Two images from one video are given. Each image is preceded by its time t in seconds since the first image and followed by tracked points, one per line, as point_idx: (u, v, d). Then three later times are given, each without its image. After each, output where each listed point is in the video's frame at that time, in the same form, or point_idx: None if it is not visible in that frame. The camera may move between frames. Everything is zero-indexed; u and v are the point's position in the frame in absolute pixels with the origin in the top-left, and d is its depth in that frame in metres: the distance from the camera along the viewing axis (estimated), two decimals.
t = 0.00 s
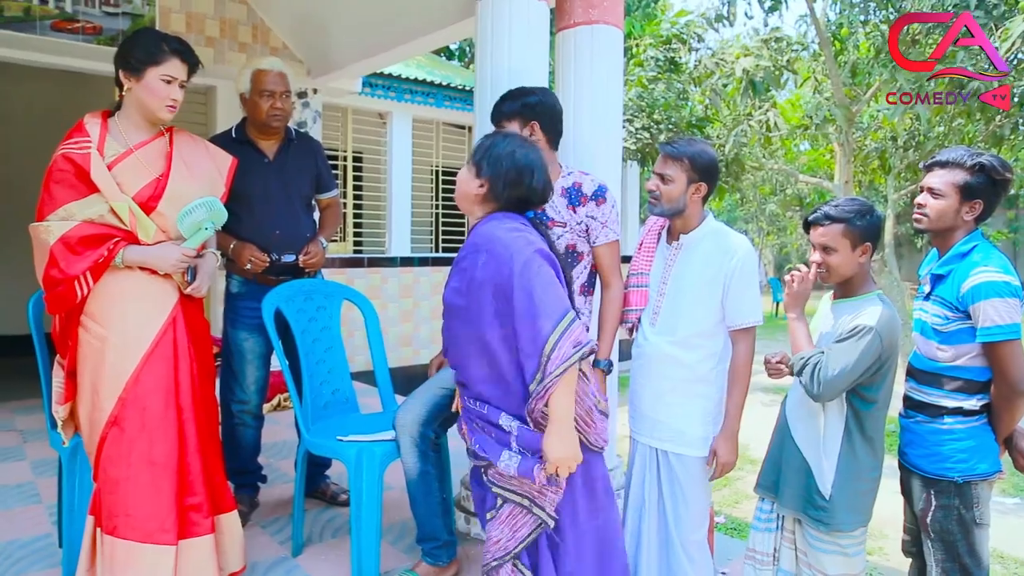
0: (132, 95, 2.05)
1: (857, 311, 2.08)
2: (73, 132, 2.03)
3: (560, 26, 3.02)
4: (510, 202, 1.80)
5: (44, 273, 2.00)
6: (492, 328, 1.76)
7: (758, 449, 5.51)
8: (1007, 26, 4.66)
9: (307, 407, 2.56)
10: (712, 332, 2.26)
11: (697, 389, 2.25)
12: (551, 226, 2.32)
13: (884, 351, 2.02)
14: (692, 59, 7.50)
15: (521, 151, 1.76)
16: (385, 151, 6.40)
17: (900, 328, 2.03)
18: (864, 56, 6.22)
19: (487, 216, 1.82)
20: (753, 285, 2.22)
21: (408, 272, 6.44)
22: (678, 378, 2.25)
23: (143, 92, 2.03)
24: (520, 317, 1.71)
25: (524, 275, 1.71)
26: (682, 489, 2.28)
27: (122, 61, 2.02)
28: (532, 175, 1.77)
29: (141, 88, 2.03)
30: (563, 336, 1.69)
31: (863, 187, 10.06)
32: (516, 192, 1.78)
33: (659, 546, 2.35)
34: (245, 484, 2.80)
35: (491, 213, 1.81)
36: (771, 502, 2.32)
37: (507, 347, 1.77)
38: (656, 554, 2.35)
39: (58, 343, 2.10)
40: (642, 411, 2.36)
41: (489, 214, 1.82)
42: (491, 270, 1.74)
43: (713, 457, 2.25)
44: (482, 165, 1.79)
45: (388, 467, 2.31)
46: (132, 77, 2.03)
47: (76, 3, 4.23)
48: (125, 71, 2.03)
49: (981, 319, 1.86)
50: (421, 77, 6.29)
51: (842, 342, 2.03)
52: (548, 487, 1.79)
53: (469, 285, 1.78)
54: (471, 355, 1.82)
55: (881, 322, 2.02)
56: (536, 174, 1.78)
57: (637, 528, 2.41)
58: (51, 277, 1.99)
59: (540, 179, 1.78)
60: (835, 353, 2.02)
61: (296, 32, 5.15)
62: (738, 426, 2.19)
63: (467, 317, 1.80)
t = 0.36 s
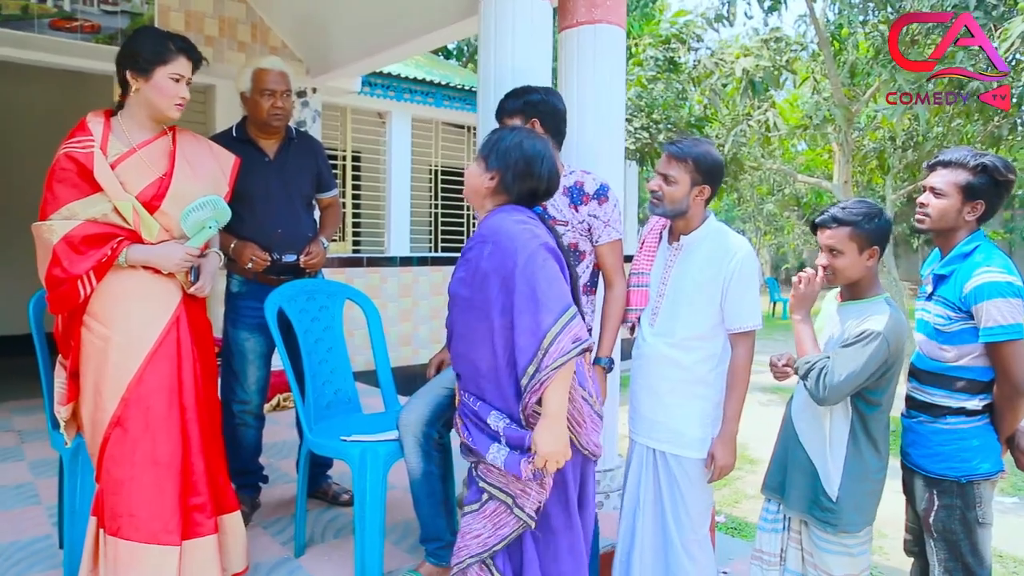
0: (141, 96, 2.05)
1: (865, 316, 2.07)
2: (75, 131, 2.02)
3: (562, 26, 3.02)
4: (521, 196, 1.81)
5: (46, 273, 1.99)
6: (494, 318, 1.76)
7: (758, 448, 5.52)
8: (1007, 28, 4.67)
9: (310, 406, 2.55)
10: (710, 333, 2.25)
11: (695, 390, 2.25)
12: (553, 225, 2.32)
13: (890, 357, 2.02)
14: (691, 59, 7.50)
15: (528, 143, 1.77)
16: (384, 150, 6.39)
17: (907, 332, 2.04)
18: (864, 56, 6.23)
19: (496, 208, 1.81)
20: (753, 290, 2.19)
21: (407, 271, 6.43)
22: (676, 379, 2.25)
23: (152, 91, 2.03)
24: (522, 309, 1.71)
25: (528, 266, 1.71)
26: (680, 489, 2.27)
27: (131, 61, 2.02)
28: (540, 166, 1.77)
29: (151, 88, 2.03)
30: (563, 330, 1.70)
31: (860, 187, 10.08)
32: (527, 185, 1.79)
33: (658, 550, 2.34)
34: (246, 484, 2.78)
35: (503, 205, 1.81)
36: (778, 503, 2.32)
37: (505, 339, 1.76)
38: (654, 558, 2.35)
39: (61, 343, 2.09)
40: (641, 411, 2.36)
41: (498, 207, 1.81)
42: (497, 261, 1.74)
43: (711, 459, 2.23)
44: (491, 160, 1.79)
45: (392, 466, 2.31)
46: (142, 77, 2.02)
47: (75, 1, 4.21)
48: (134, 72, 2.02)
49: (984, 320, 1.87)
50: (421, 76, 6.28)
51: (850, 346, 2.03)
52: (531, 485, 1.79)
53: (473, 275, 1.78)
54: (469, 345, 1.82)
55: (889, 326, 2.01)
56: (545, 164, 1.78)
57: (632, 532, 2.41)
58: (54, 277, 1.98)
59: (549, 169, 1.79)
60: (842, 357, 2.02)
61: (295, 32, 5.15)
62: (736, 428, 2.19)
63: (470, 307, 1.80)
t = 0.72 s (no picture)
0: (161, 96, 2.05)
1: (868, 325, 2.09)
2: (73, 128, 1.98)
3: (561, 26, 3.02)
4: (521, 196, 1.79)
5: (43, 272, 1.96)
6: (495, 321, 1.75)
7: (750, 447, 5.55)
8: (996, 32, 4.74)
9: (309, 406, 2.54)
10: (705, 337, 2.14)
11: (691, 393, 2.16)
12: (554, 224, 2.32)
13: (890, 364, 2.03)
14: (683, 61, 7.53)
15: (527, 143, 1.75)
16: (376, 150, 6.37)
17: (907, 343, 2.05)
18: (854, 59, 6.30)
19: (497, 210, 1.80)
20: (749, 289, 2.07)
21: (399, 272, 6.40)
22: (671, 381, 2.17)
23: (173, 89, 2.06)
24: (522, 309, 1.70)
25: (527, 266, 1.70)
26: (677, 495, 2.20)
27: (141, 61, 2.00)
28: (540, 166, 1.75)
29: (172, 87, 2.06)
30: (564, 330, 1.69)
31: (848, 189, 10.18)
32: (527, 185, 1.77)
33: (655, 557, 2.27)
34: (242, 486, 2.75)
35: (502, 206, 1.80)
36: (777, 504, 2.32)
37: (507, 342, 1.76)
38: (650, 564, 2.27)
39: (57, 345, 2.06)
40: (637, 413, 2.28)
41: (498, 208, 1.80)
42: (497, 263, 1.74)
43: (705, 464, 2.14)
44: (489, 161, 1.77)
45: (393, 467, 2.30)
46: (162, 75, 2.03)
47: None
48: (152, 70, 2.01)
49: (981, 322, 1.87)
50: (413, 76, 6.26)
51: (850, 351, 2.04)
52: (530, 489, 1.78)
53: (474, 278, 1.77)
54: (471, 347, 1.81)
55: (891, 336, 2.03)
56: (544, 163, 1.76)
57: (626, 537, 2.33)
58: (52, 276, 1.95)
59: (548, 168, 1.77)
60: (842, 363, 2.03)
61: (293, 32, 5.12)
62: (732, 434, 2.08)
63: (470, 309, 1.79)
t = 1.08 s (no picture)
0: (162, 91, 2.03)
1: (881, 336, 2.08)
2: (80, 123, 1.95)
3: (568, 26, 3.01)
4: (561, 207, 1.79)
5: (53, 272, 1.94)
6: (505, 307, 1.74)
7: (750, 447, 5.56)
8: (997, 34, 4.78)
9: (318, 407, 2.53)
10: (719, 337, 2.11)
11: (702, 394, 2.13)
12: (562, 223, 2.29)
13: (899, 372, 2.04)
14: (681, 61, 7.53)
15: (594, 166, 1.78)
16: (376, 149, 6.35)
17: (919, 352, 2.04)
18: (853, 60, 6.33)
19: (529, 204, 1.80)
20: (761, 288, 2.05)
21: (398, 271, 6.40)
22: (682, 380, 2.14)
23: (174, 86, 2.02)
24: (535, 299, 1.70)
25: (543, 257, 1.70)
26: (688, 496, 2.16)
27: (147, 56, 1.98)
28: (597, 194, 1.79)
29: (175, 83, 2.03)
30: (576, 327, 1.67)
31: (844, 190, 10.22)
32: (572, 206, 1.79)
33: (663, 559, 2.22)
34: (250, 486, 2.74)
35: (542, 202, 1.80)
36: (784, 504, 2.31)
37: (515, 333, 1.74)
38: (659, 565, 2.22)
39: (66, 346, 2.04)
40: (646, 415, 2.24)
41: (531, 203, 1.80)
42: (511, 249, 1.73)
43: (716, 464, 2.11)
44: (552, 161, 1.78)
45: (404, 468, 2.29)
46: (163, 70, 2.00)
47: None
48: (154, 66, 1.99)
49: (994, 323, 1.88)
50: (413, 75, 6.25)
51: (862, 361, 2.04)
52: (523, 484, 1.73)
53: (487, 261, 1.76)
54: (478, 336, 1.79)
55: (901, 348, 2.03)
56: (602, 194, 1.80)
57: (634, 539, 2.28)
58: (62, 275, 1.92)
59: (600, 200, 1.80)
60: (854, 373, 2.03)
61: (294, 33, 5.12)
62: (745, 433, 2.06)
63: (481, 292, 1.78)
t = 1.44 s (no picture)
0: (161, 87, 1.99)
1: (884, 337, 2.10)
2: (87, 123, 1.93)
3: (572, 26, 3.00)
4: (506, 224, 1.68)
5: (61, 272, 1.92)
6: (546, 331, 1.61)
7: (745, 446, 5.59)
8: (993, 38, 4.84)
9: (323, 406, 2.52)
10: (729, 337, 2.13)
11: (712, 393, 2.14)
12: (569, 225, 2.27)
13: (904, 373, 2.06)
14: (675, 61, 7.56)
15: (496, 175, 1.68)
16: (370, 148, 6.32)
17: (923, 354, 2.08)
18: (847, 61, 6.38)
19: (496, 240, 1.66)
20: (772, 286, 2.07)
21: (392, 271, 6.40)
22: (693, 379, 2.14)
23: (174, 81, 1.98)
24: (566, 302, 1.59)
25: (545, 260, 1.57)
26: (698, 498, 2.18)
27: (148, 51, 1.95)
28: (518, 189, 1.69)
29: (175, 79, 1.98)
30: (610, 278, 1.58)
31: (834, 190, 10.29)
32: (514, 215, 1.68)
33: (670, 559, 2.24)
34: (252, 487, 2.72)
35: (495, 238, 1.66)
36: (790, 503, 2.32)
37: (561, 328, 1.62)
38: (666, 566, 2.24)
39: (71, 347, 2.02)
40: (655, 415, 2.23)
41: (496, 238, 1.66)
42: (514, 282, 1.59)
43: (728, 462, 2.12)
44: (466, 201, 1.67)
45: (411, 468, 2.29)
46: (163, 66, 1.97)
47: None
48: (154, 61, 1.96)
49: (1006, 326, 1.90)
50: (408, 74, 6.23)
51: (868, 363, 2.05)
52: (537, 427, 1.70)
53: (505, 308, 1.60)
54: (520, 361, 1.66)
55: (907, 349, 2.06)
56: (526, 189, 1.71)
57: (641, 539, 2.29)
58: (70, 276, 1.90)
59: (523, 194, 1.70)
60: (854, 375, 2.05)
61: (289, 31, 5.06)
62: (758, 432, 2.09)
63: (518, 338, 1.63)
